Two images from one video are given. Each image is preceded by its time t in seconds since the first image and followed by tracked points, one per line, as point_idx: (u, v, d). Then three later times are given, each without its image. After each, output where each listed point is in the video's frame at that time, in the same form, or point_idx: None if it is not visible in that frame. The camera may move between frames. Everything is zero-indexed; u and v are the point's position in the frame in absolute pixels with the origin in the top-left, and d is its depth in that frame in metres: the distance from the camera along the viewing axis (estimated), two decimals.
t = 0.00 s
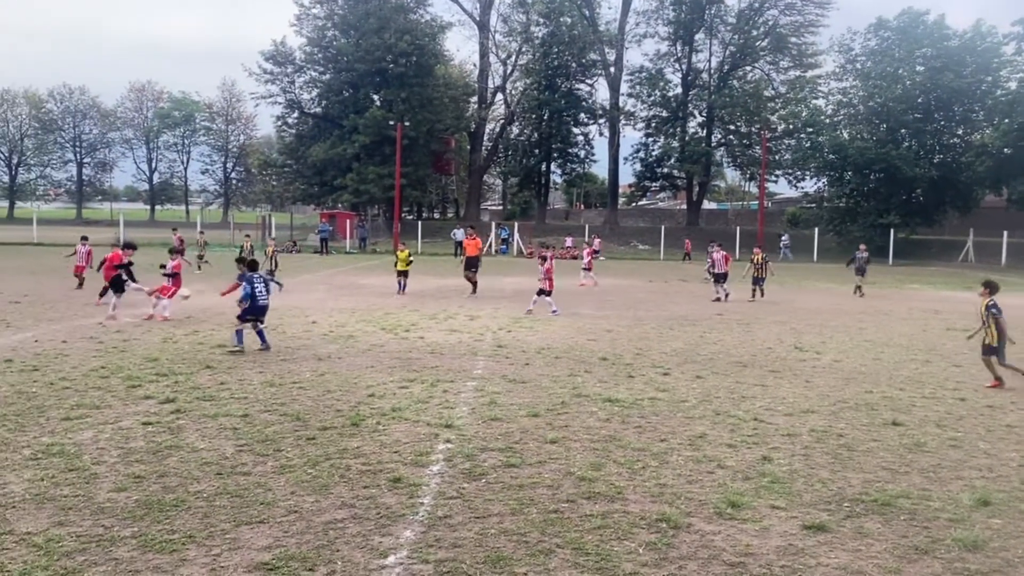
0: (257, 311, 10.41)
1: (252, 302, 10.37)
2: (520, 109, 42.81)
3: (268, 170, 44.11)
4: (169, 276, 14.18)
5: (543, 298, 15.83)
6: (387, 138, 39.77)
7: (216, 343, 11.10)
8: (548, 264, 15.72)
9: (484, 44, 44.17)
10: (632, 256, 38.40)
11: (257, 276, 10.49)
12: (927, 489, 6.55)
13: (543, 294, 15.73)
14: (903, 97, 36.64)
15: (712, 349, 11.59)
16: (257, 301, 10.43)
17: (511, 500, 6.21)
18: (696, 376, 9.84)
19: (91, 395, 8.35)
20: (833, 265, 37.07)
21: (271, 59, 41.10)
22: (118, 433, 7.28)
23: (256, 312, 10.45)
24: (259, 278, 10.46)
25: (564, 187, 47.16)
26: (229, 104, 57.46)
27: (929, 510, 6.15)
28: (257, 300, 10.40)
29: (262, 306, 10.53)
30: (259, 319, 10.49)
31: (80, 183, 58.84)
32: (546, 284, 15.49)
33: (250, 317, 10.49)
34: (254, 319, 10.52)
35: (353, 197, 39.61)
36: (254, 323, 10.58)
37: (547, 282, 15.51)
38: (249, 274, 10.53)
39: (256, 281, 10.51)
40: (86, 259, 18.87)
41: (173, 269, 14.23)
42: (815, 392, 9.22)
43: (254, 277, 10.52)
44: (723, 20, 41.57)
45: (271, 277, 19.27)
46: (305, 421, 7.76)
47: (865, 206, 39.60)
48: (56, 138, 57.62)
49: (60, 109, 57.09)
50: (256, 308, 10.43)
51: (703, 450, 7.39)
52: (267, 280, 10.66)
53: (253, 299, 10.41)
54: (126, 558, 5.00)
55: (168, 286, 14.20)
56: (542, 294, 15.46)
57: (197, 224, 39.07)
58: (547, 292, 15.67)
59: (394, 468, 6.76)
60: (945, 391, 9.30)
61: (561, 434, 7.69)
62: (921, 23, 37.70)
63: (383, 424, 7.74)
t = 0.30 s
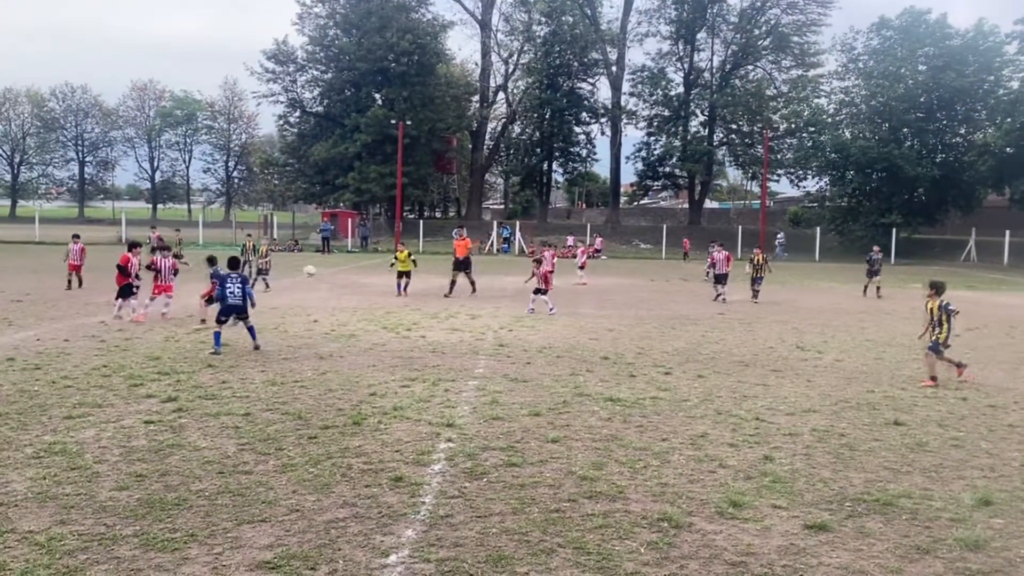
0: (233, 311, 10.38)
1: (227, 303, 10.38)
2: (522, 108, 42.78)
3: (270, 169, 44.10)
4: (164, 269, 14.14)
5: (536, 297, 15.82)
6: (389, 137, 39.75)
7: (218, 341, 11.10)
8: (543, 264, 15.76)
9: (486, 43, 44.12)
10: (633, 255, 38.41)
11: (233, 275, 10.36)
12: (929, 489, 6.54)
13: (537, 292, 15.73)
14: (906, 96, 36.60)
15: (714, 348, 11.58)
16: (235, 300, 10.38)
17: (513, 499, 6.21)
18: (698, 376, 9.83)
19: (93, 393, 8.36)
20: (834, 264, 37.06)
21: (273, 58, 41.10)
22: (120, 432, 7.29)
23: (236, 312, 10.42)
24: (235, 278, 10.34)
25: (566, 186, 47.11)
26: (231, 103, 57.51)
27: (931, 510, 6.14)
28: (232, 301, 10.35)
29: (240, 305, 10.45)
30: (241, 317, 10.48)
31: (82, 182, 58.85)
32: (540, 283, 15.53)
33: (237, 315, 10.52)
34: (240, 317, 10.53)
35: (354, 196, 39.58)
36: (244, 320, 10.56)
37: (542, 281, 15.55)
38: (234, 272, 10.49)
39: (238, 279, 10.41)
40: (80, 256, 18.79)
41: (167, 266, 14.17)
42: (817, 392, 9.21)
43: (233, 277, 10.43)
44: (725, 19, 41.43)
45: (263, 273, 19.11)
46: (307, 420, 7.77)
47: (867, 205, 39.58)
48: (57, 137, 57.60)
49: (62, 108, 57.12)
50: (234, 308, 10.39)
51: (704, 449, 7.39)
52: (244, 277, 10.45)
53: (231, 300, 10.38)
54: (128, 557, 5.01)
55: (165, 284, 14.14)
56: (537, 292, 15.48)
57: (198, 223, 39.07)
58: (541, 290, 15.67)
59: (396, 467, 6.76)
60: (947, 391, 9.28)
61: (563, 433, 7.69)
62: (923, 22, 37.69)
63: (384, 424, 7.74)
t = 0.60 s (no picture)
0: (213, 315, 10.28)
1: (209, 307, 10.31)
2: (506, 109, 42.80)
3: (253, 170, 43.94)
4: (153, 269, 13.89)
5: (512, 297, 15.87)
6: (373, 138, 39.70)
7: (201, 343, 11.06)
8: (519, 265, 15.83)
9: (469, 44, 44.08)
10: (616, 256, 38.55)
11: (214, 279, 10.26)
12: (909, 487, 6.60)
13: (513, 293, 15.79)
14: (886, 98, 36.91)
15: (697, 348, 11.64)
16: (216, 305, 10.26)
17: (496, 500, 6.22)
18: (680, 375, 9.89)
19: (73, 396, 8.31)
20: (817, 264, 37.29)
21: (255, 59, 40.96)
22: (100, 435, 7.25)
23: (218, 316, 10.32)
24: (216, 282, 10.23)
25: (550, 187, 47.13)
26: (214, 104, 57.37)
27: (910, 508, 6.20)
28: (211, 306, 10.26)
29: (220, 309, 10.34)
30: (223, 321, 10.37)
31: (63, 184, 58.34)
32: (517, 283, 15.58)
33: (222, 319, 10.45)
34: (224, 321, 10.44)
35: (338, 197, 39.48)
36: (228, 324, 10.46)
37: (518, 282, 15.61)
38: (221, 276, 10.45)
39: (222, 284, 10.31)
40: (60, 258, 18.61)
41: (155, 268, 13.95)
42: (799, 391, 9.27)
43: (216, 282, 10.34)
44: (707, 21, 41.60)
45: (244, 275, 18.96)
46: (289, 422, 7.75)
47: (848, 206, 39.85)
48: (38, 138, 57.04)
49: (43, 109, 56.62)
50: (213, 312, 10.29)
51: (686, 448, 7.42)
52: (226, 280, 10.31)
53: (211, 305, 10.30)
54: (108, 561, 4.98)
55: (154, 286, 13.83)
56: (514, 293, 15.54)
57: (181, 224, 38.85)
58: (518, 291, 15.72)
59: (379, 469, 6.76)
60: (926, 389, 9.38)
61: (547, 433, 7.71)
62: (902, 25, 38.08)
63: (368, 425, 7.74)
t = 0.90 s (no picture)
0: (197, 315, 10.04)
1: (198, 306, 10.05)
2: (476, 112, 42.84)
3: (221, 173, 43.47)
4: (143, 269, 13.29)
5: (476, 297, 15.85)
6: (342, 140, 39.48)
7: (165, 349, 10.91)
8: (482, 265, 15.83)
9: (439, 46, 43.99)
10: (588, 258, 38.66)
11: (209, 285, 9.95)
12: (874, 486, 6.66)
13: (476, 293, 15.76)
14: (851, 100, 37.45)
15: (666, 349, 11.70)
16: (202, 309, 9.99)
17: (465, 505, 6.19)
18: (650, 376, 9.92)
19: (33, 404, 8.16)
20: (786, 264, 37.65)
21: (222, 60, 40.56)
22: (61, 443, 7.12)
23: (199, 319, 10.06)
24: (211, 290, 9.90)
25: (521, 190, 47.11)
26: (180, 106, 57.00)
27: (875, 506, 6.26)
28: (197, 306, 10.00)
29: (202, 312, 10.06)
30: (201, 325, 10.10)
31: (25, 188, 57.17)
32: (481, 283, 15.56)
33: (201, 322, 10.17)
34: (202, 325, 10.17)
35: (307, 199, 39.15)
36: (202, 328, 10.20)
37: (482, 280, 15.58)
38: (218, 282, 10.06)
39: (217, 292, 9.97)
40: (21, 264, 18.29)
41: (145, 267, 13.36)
42: (766, 391, 9.33)
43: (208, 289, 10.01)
44: (675, 23, 41.91)
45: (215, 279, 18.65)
46: (255, 429, 7.66)
47: (814, 207, 40.14)
48: None
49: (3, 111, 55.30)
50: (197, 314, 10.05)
51: (655, 450, 7.44)
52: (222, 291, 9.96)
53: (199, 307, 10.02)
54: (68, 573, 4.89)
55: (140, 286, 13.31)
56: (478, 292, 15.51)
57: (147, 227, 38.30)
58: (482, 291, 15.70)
59: (346, 475, 6.70)
60: (890, 388, 9.49)
61: (517, 436, 7.69)
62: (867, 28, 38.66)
63: (335, 431, 7.67)
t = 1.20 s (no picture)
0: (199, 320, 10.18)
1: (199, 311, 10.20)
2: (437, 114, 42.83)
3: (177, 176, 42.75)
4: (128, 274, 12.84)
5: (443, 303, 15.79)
6: (300, 143, 39.15)
7: (119, 358, 10.70)
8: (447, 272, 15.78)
9: (398, 49, 43.83)
10: (550, 260, 38.74)
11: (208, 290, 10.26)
12: (829, 484, 6.77)
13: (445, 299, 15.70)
14: (806, 103, 38.23)
15: (626, 350, 11.77)
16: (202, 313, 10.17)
17: (425, 511, 6.16)
18: (610, 378, 9.98)
19: None
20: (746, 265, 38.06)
21: (177, 63, 39.94)
22: (10, 456, 6.95)
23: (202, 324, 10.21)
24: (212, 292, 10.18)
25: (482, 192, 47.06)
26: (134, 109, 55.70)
27: (831, 504, 6.36)
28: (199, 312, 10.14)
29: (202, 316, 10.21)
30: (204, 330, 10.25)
31: None
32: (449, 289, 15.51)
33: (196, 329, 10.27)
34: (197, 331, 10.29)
35: (265, 203, 38.76)
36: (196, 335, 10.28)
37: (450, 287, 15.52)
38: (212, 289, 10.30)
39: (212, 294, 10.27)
40: None
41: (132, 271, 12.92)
42: (724, 391, 9.44)
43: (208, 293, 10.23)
44: (633, 27, 42.33)
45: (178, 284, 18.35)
46: (211, 437, 7.56)
47: (771, 208, 40.96)
48: None
49: None
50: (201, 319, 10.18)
51: (615, 451, 7.48)
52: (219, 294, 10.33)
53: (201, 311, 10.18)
54: None
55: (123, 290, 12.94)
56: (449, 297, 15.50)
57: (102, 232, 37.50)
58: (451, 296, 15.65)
59: (304, 484, 6.63)
60: (845, 386, 9.66)
61: (477, 441, 7.67)
62: (820, 32, 39.38)
63: (293, 438, 7.60)
